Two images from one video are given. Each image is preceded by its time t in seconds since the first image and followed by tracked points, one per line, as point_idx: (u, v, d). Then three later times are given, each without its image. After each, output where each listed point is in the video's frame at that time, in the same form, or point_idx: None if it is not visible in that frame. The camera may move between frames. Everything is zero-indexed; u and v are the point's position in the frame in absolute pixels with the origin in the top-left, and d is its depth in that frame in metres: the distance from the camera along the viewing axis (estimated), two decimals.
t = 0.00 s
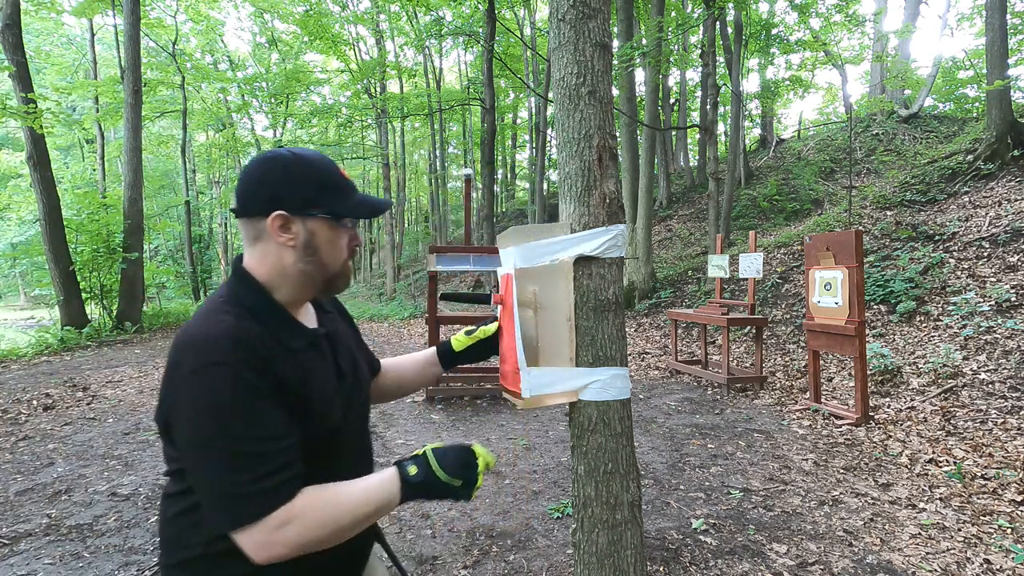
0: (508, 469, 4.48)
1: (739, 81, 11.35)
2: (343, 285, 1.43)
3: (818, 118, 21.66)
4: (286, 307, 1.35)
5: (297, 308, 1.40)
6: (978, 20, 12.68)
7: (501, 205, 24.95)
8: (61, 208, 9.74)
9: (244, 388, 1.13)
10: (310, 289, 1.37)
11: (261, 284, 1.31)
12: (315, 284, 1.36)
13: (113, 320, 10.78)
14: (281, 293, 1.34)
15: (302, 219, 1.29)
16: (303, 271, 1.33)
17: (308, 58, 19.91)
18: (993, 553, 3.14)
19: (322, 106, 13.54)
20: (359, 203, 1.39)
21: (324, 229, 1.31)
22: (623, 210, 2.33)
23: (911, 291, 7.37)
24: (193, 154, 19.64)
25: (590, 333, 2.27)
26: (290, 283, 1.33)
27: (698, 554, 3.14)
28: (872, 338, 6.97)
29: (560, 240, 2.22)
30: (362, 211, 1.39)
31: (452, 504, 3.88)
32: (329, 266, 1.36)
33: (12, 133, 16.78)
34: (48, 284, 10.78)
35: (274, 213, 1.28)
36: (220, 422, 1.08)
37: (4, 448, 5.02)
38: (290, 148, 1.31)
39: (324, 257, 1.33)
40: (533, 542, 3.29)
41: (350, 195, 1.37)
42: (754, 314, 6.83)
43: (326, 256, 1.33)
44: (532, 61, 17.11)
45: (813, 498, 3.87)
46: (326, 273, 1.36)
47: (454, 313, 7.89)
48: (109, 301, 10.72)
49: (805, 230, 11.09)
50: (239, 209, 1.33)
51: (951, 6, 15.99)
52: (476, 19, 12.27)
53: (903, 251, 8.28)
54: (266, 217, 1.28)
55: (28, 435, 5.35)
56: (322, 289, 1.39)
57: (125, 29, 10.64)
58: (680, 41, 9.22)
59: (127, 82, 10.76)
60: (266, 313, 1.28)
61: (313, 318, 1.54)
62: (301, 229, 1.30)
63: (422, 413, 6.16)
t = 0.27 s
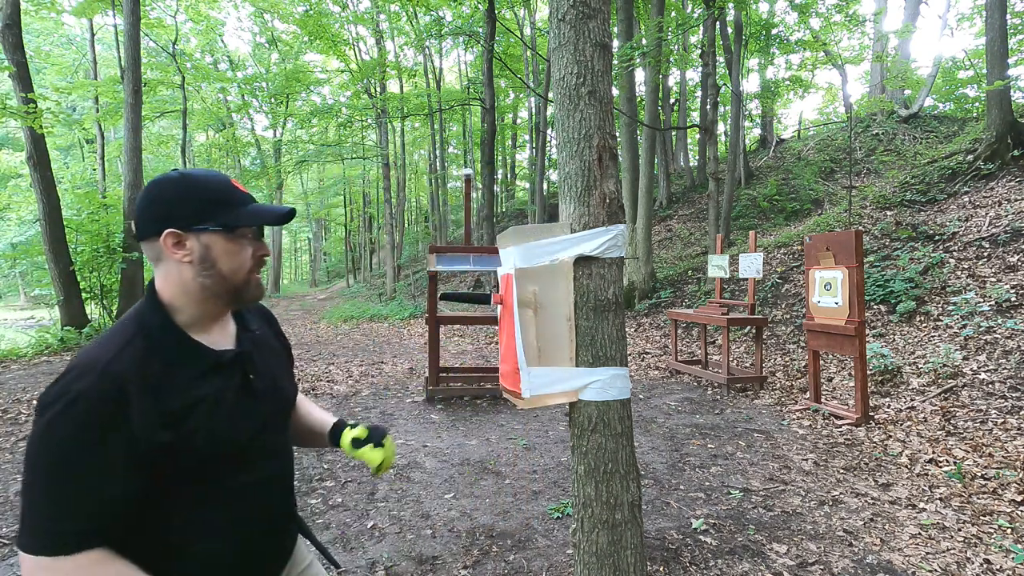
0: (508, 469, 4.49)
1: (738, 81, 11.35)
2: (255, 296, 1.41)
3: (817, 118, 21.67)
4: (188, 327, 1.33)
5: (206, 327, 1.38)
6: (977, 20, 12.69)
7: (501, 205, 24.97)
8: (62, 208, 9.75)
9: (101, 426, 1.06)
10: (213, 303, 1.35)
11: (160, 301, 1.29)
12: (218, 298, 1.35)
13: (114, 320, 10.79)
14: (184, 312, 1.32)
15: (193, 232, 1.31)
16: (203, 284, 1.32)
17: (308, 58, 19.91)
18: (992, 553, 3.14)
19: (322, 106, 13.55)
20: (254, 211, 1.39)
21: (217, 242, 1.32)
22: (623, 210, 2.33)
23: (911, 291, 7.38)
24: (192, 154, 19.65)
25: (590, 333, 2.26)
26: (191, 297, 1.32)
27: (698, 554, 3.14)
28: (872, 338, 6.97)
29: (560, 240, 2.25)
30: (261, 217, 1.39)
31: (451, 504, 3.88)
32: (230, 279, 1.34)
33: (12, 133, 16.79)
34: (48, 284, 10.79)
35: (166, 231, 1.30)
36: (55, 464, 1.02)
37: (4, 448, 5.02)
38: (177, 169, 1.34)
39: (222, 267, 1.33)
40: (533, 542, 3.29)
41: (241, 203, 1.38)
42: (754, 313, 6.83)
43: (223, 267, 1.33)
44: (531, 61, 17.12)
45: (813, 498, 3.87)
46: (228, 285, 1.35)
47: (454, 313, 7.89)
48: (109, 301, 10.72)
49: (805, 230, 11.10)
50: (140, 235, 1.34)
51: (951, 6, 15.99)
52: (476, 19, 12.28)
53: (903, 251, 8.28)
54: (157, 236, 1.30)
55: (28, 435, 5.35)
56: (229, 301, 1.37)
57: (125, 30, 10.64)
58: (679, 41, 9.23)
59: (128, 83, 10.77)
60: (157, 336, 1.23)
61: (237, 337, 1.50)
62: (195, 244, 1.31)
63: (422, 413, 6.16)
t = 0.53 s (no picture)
0: (508, 469, 4.48)
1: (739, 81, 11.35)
2: (225, 283, 1.50)
3: (818, 118, 21.66)
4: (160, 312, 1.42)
5: (181, 313, 1.47)
6: (978, 20, 12.68)
7: (501, 205, 24.96)
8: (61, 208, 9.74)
9: (63, 402, 1.16)
10: (186, 290, 1.44)
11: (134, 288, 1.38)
12: (190, 285, 1.44)
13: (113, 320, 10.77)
14: (157, 299, 1.42)
15: (164, 222, 1.40)
16: (175, 270, 1.41)
17: (308, 58, 19.90)
18: (993, 553, 3.14)
19: (322, 106, 13.53)
20: (223, 202, 1.47)
21: (187, 231, 1.41)
22: (623, 210, 2.33)
23: (911, 291, 7.38)
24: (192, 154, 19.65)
25: (590, 333, 2.26)
26: (164, 284, 1.42)
27: (698, 554, 3.14)
28: (872, 338, 6.97)
29: (560, 240, 2.24)
30: (230, 208, 1.47)
31: (451, 504, 3.88)
32: (200, 266, 1.43)
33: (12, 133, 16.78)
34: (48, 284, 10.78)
35: (137, 221, 1.39)
36: (22, 433, 1.12)
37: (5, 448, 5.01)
38: (150, 164, 1.43)
39: (193, 255, 1.42)
40: (533, 542, 3.29)
41: (211, 194, 1.47)
42: (754, 314, 6.83)
43: (193, 254, 1.42)
44: (532, 61, 17.12)
45: (813, 498, 3.87)
46: (198, 272, 1.44)
47: (454, 313, 7.89)
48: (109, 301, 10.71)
49: (805, 230, 11.09)
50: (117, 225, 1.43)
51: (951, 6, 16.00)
52: (476, 19, 12.27)
53: (903, 251, 8.28)
54: (130, 226, 1.39)
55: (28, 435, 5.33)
56: (201, 287, 1.46)
57: (125, 29, 10.64)
58: (680, 41, 9.23)
59: (127, 82, 10.76)
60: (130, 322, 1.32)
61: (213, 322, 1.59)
62: (166, 232, 1.40)
63: (422, 413, 6.16)
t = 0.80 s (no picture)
0: (508, 469, 4.48)
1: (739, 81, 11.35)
2: (268, 282, 1.58)
3: (818, 118, 21.66)
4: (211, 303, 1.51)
5: (229, 306, 1.56)
6: (978, 20, 12.68)
7: (501, 205, 24.97)
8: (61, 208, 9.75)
9: (130, 379, 1.23)
10: (234, 286, 1.53)
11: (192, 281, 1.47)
12: (239, 282, 1.53)
13: (113, 320, 10.78)
14: (209, 291, 1.51)
15: (222, 223, 1.49)
16: (227, 266, 1.51)
17: (308, 58, 19.90)
18: (992, 553, 3.14)
19: (322, 106, 13.52)
20: (277, 210, 1.55)
21: (241, 233, 1.50)
22: (623, 210, 2.33)
23: (911, 291, 7.38)
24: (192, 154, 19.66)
25: (590, 333, 2.26)
26: (217, 278, 1.51)
27: (698, 554, 3.14)
28: (872, 338, 6.97)
29: (560, 239, 2.24)
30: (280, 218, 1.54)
31: (451, 504, 3.88)
32: (249, 265, 1.52)
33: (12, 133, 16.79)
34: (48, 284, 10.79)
35: (201, 219, 1.48)
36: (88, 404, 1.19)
37: (5, 448, 5.02)
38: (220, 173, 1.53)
39: (244, 255, 1.50)
40: (533, 542, 3.29)
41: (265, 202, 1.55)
42: (754, 314, 6.83)
43: (244, 255, 1.51)
44: (531, 61, 17.12)
45: (813, 498, 3.87)
46: (246, 271, 1.52)
47: (454, 313, 7.89)
48: (109, 301, 10.72)
49: (805, 230, 11.09)
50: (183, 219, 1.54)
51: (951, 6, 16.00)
52: (476, 19, 12.27)
53: (903, 251, 8.28)
54: (193, 222, 1.49)
55: (28, 435, 5.34)
56: (247, 284, 1.55)
57: (125, 30, 10.64)
58: (680, 41, 9.23)
59: (127, 83, 10.77)
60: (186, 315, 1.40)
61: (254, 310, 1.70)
62: (223, 232, 1.49)
63: (422, 413, 6.16)
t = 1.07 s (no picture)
0: (508, 469, 4.49)
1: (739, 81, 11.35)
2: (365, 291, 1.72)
3: (818, 118, 21.66)
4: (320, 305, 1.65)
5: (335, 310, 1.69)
6: (977, 20, 12.69)
7: (501, 205, 24.98)
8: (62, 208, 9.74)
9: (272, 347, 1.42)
10: (339, 293, 1.67)
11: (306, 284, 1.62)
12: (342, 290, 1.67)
13: (113, 319, 10.79)
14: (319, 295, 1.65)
15: (334, 237, 1.64)
16: (333, 275, 1.65)
17: (308, 59, 19.91)
18: (992, 553, 3.14)
19: (322, 105, 13.52)
20: (377, 230, 1.68)
21: (347, 247, 1.64)
22: (623, 210, 2.33)
23: (911, 291, 7.38)
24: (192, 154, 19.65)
25: (590, 333, 2.26)
26: (326, 285, 1.64)
27: (698, 554, 3.14)
28: (872, 338, 6.97)
29: (559, 240, 2.24)
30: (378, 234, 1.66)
31: (451, 504, 3.88)
32: (350, 275, 1.66)
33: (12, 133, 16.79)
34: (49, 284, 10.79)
35: (318, 234, 1.65)
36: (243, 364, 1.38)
37: (5, 448, 5.02)
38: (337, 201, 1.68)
39: (346, 267, 1.65)
40: (533, 542, 3.29)
41: (369, 223, 1.69)
42: (754, 314, 6.83)
43: (347, 265, 1.65)
44: (531, 61, 17.13)
45: (813, 498, 3.87)
46: (347, 280, 1.66)
47: (454, 313, 7.88)
48: (109, 301, 10.72)
49: (805, 230, 11.09)
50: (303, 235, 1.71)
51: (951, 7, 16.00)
52: (476, 19, 12.27)
53: (903, 251, 8.28)
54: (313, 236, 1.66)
55: (28, 435, 5.34)
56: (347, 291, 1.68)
57: (125, 29, 10.64)
58: (680, 40, 9.23)
59: (127, 83, 10.78)
60: (306, 306, 1.56)
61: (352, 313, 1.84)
62: (333, 246, 1.64)
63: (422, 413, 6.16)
